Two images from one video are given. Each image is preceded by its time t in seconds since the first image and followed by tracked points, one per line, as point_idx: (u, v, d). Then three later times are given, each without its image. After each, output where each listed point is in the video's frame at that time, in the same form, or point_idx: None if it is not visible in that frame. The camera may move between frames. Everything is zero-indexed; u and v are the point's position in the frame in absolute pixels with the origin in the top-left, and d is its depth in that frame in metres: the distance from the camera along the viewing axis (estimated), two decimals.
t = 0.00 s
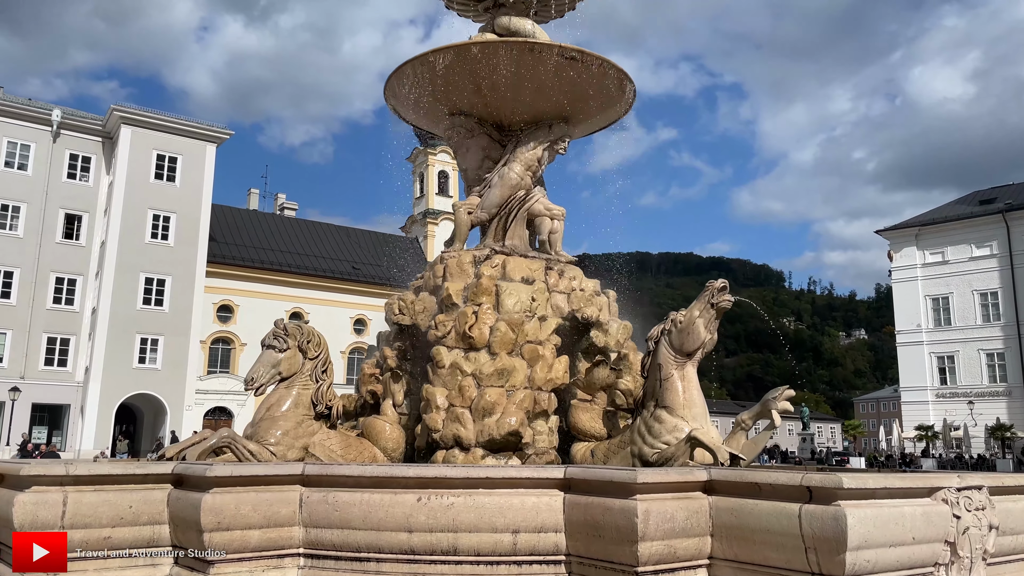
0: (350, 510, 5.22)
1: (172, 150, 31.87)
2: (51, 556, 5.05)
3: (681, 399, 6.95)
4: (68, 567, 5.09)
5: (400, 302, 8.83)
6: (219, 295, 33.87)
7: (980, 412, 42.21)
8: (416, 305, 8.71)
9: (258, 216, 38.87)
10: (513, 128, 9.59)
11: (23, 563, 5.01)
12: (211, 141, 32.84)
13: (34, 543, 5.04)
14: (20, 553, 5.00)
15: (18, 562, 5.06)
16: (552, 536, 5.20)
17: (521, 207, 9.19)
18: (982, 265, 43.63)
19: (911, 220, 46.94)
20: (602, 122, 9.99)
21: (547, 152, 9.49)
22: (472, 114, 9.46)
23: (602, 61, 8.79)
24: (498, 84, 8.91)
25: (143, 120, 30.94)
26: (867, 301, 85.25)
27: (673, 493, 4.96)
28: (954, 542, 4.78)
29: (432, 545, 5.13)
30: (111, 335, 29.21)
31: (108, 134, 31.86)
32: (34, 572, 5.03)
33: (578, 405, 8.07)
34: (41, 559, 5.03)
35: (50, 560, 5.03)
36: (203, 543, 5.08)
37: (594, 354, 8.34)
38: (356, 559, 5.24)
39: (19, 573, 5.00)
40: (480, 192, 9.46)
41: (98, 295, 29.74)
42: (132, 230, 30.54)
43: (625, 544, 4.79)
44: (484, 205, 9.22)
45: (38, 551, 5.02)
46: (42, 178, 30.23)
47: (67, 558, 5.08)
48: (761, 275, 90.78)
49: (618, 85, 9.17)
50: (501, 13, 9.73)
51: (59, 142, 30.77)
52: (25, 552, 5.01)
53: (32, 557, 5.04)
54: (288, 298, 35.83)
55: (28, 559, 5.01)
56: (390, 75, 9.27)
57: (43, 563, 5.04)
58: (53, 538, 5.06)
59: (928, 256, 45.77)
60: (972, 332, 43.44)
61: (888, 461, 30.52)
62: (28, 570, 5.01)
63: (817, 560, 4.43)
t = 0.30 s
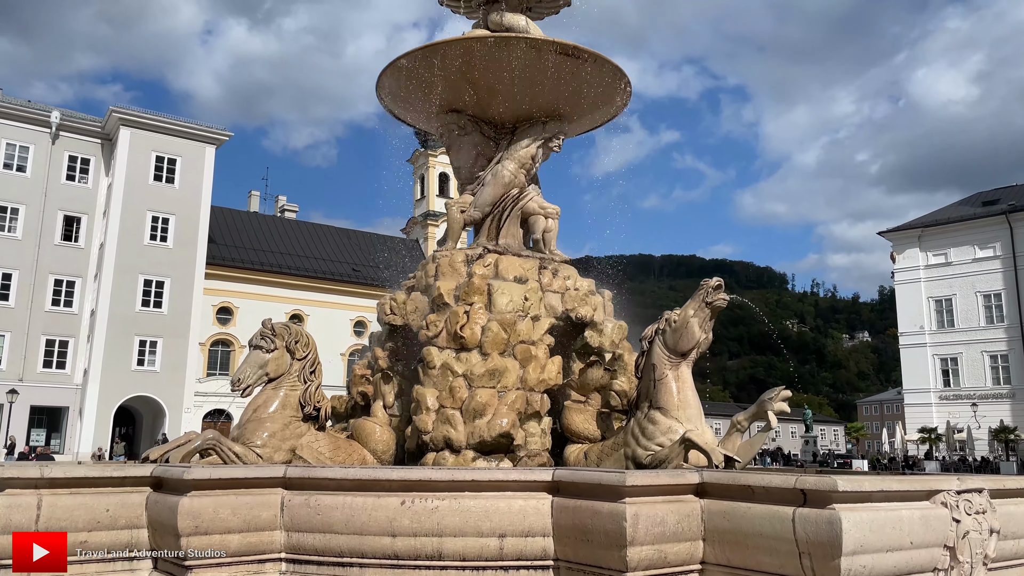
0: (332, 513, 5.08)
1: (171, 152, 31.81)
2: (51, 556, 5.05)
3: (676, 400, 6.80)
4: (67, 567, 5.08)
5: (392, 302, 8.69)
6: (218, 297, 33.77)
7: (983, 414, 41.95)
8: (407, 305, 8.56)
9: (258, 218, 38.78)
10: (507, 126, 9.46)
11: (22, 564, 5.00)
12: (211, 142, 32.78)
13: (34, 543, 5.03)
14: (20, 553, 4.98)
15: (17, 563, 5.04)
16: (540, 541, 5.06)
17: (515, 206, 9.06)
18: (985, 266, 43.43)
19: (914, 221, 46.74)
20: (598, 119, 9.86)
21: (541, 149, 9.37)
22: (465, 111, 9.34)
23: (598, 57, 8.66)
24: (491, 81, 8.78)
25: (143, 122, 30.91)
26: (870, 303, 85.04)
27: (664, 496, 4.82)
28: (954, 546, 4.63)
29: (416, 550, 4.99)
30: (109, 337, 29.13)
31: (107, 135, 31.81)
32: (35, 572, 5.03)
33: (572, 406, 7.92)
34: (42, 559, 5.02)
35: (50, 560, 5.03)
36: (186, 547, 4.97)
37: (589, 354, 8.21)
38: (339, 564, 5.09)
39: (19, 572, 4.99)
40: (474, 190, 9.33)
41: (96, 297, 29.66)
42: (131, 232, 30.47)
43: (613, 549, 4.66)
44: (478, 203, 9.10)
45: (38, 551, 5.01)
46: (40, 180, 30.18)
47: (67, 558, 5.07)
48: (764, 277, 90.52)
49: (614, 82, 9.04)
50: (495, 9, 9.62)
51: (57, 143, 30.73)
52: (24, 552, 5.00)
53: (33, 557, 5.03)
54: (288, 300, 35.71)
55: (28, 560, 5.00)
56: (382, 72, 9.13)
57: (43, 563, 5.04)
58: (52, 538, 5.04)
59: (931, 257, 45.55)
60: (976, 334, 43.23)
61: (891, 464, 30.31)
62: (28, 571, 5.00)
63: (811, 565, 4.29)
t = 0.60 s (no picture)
0: (317, 518, 4.96)
1: (171, 154, 31.78)
2: (51, 556, 4.98)
3: (671, 402, 6.67)
4: (67, 567, 5.01)
5: (385, 302, 8.56)
6: (219, 300, 33.69)
7: (987, 417, 41.74)
8: (400, 305, 8.43)
9: (258, 220, 38.72)
10: (501, 124, 9.34)
11: (23, 564, 4.91)
12: (211, 145, 32.77)
13: (34, 543, 4.94)
14: (19, 553, 4.89)
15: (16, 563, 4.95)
16: (529, 546, 4.94)
17: (510, 205, 8.94)
18: (988, 268, 43.29)
19: (917, 223, 46.57)
20: (594, 118, 9.74)
21: (537, 148, 9.24)
22: (459, 109, 9.22)
23: (594, 54, 8.53)
24: (485, 78, 8.66)
25: (142, 124, 30.91)
26: (874, 306, 84.84)
27: (656, 500, 4.69)
28: (954, 552, 4.48)
29: (402, 556, 4.86)
30: (109, 340, 29.07)
31: (107, 138, 31.77)
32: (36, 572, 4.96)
33: (566, 408, 7.79)
34: (41, 559, 4.95)
35: (51, 561, 4.97)
36: (178, 551, 4.85)
37: (584, 355, 8.09)
38: (323, 570, 4.96)
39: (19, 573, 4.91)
40: (468, 189, 9.19)
41: (96, 299, 29.61)
42: (130, 234, 30.43)
43: (603, 553, 4.53)
44: (472, 202, 8.95)
45: (38, 551, 4.93)
46: (40, 182, 30.16)
47: (68, 558, 5.00)
48: (767, 280, 90.28)
49: (610, 79, 8.91)
50: (490, 7, 9.52)
51: (57, 146, 30.71)
52: (24, 553, 4.91)
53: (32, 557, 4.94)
54: (288, 303, 35.60)
55: (28, 560, 4.92)
56: (375, 70, 9.02)
57: (43, 563, 4.97)
58: (53, 537, 4.97)
59: (934, 259, 45.40)
60: (979, 336, 43.03)
61: (894, 466, 30.14)
62: (27, 571, 4.92)
63: (807, 572, 4.16)
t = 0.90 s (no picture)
0: (301, 521, 4.82)
1: (171, 156, 31.74)
2: (51, 557, 4.91)
3: (667, 402, 6.53)
4: (68, 566, 4.95)
5: (378, 303, 8.43)
6: (219, 303, 33.64)
7: (992, 420, 41.44)
8: (393, 305, 8.30)
9: (258, 223, 38.64)
10: (496, 120, 9.21)
11: (23, 564, 4.84)
12: (211, 147, 32.74)
13: (34, 543, 4.88)
14: (19, 554, 4.82)
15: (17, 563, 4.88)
16: (519, 549, 4.80)
17: (506, 202, 8.79)
18: (993, 269, 43.02)
19: (921, 224, 46.34)
20: (592, 114, 9.61)
21: (532, 145, 9.10)
22: (453, 106, 9.09)
23: (590, 49, 8.42)
24: (479, 74, 8.54)
25: (142, 126, 30.88)
26: (879, 309, 84.50)
27: (649, 503, 4.55)
28: (956, 555, 4.34)
29: (388, 559, 4.72)
30: (109, 342, 29.00)
31: (107, 140, 31.74)
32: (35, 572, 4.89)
33: (561, 409, 7.65)
34: (41, 559, 4.88)
35: (51, 560, 4.89)
36: (171, 552, 4.75)
37: (580, 355, 7.96)
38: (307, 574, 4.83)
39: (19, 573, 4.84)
40: (463, 187, 9.06)
41: (96, 302, 29.54)
42: (130, 236, 30.39)
43: (593, 557, 4.40)
44: (467, 201, 8.84)
45: (38, 551, 4.86)
46: (40, 185, 30.14)
47: (68, 558, 4.94)
48: (771, 282, 89.94)
49: (606, 75, 8.80)
50: (485, 2, 9.41)
51: (57, 148, 30.69)
52: (24, 553, 4.84)
53: (33, 558, 4.88)
54: (288, 305, 35.48)
55: (28, 560, 4.85)
56: (368, 66, 8.90)
57: (43, 563, 4.91)
58: (52, 537, 4.90)
59: (938, 261, 45.15)
60: (984, 338, 42.73)
61: (898, 470, 29.90)
62: (27, 571, 4.84)
63: None
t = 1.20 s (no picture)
0: (283, 529, 4.68)
1: (171, 160, 31.71)
2: (51, 557, 4.92)
3: (663, 406, 6.39)
4: (67, 567, 4.95)
5: (371, 305, 8.29)
6: (219, 306, 33.55)
7: (996, 423, 41.14)
8: (386, 307, 8.15)
9: (258, 226, 38.54)
10: (490, 120, 9.09)
11: (23, 563, 4.88)
12: (212, 150, 32.71)
13: (34, 543, 4.90)
14: (19, 554, 4.85)
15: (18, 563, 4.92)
16: (507, 558, 4.66)
17: (500, 203, 8.66)
18: (997, 272, 42.80)
19: (924, 227, 46.14)
20: (588, 115, 9.50)
21: (527, 145, 8.96)
22: (447, 106, 8.97)
23: (584, 48, 8.28)
24: (473, 73, 8.41)
25: (142, 129, 30.85)
26: (882, 313, 84.17)
27: (641, 510, 4.41)
28: (959, 565, 4.18)
29: (372, 567, 4.58)
30: (108, 345, 28.93)
31: (107, 143, 31.71)
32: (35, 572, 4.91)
33: (556, 413, 7.50)
34: (41, 559, 4.90)
35: (51, 561, 4.91)
36: (169, 552, 4.64)
37: (575, 358, 7.83)
38: None
39: (19, 573, 4.88)
40: (457, 187, 8.94)
41: (95, 305, 29.47)
42: (130, 239, 30.34)
43: (582, 566, 4.25)
44: (461, 201, 8.71)
45: (38, 551, 4.88)
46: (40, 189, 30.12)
47: (67, 559, 4.94)
48: (774, 286, 89.59)
49: (601, 73, 8.66)
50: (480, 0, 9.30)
51: (57, 152, 30.65)
52: (24, 553, 4.86)
53: (33, 558, 4.89)
54: (288, 309, 35.36)
55: (28, 560, 4.88)
56: (361, 67, 8.80)
57: (43, 563, 4.93)
58: (53, 537, 4.91)
59: (942, 264, 44.93)
60: (988, 342, 42.45)
61: (901, 474, 29.65)
62: (28, 570, 4.88)
63: None
